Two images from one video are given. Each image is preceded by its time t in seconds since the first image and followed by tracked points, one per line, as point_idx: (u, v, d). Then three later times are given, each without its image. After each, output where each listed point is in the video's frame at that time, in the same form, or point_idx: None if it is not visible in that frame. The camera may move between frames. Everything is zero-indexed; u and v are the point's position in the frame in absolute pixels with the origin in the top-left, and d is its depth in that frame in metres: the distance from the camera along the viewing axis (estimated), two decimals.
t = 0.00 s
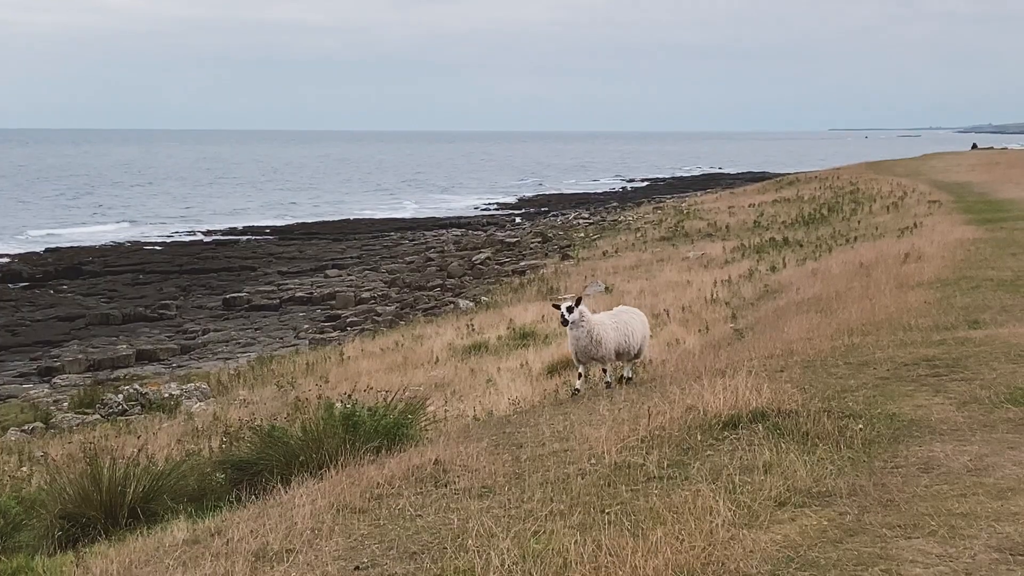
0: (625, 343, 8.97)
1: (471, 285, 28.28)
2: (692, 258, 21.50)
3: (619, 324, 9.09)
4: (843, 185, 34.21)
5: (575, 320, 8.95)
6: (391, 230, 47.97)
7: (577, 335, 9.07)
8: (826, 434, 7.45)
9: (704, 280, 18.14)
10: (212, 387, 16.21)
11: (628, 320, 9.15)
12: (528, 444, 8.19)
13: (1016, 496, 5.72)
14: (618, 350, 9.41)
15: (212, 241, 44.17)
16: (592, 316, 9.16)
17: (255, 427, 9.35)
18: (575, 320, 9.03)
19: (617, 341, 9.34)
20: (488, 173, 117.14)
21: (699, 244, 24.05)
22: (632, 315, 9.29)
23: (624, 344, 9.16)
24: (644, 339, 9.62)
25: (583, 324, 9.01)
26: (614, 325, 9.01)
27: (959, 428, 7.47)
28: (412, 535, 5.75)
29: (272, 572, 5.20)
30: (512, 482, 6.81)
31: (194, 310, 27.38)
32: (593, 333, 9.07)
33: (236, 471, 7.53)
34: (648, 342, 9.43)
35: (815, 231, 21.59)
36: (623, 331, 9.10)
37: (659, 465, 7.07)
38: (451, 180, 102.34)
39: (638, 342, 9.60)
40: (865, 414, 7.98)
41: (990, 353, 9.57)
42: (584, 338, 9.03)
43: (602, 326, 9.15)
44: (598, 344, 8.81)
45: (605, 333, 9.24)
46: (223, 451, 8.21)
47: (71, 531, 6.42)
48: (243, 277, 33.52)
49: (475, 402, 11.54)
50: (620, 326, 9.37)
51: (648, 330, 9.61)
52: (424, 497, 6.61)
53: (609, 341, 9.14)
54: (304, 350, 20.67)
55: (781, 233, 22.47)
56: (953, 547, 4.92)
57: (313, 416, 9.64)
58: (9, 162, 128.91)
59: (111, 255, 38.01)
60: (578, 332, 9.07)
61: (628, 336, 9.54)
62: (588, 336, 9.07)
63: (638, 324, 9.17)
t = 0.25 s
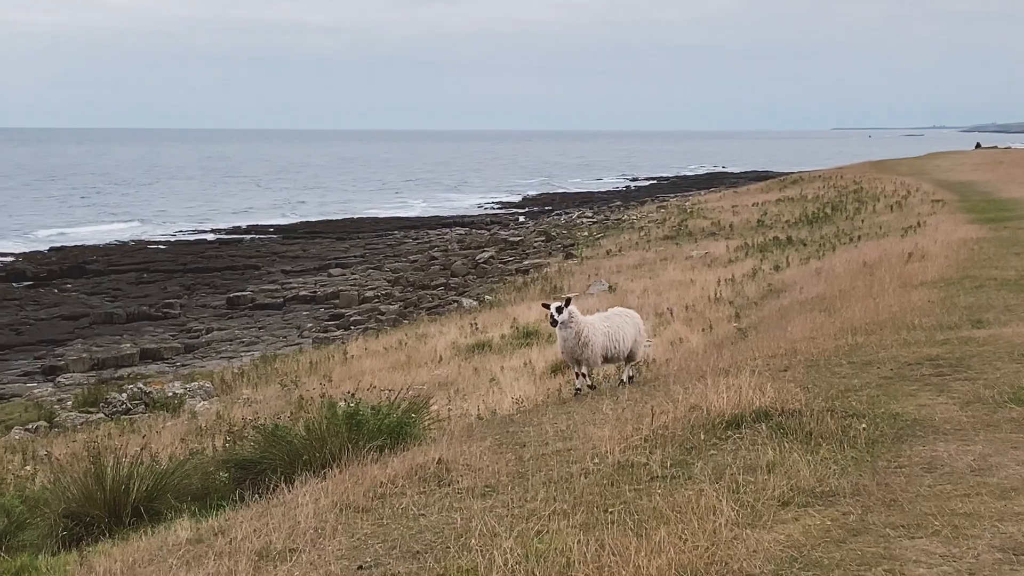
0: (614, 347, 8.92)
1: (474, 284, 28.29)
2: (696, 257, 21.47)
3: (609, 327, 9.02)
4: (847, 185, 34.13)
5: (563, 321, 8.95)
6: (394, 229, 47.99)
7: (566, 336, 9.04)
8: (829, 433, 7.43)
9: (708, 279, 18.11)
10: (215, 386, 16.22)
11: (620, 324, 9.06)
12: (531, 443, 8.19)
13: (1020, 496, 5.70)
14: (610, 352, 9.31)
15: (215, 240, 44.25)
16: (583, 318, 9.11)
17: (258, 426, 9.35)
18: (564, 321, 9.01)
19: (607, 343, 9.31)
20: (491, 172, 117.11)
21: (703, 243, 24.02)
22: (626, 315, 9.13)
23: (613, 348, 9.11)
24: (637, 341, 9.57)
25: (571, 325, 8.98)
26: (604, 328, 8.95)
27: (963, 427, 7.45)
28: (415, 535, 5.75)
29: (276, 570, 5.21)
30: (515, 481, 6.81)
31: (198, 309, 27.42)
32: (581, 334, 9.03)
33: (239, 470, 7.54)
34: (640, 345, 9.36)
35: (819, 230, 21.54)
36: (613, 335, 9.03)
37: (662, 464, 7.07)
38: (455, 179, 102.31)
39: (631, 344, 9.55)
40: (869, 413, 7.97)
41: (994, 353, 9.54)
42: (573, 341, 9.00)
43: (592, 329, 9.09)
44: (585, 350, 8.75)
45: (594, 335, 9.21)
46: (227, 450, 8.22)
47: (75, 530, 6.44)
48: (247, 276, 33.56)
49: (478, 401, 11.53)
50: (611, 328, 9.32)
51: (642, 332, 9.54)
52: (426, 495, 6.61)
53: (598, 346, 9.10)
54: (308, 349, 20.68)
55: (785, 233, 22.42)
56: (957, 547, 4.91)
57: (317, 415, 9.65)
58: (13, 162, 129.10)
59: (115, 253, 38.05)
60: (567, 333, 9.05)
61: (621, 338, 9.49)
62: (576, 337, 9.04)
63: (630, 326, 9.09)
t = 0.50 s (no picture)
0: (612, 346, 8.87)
1: (484, 281, 28.33)
2: (705, 254, 21.45)
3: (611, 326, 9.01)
4: (858, 181, 33.98)
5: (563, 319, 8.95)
6: (404, 226, 48.07)
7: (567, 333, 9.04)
8: (841, 431, 7.44)
9: (718, 276, 18.09)
10: (227, 382, 16.34)
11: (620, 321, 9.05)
12: (542, 440, 8.23)
13: None
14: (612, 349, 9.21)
15: (226, 237, 44.43)
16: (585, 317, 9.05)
17: (270, 423, 9.43)
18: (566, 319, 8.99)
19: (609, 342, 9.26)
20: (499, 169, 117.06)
21: (713, 240, 23.99)
22: (629, 315, 9.05)
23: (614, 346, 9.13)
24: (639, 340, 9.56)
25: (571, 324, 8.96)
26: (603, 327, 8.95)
27: (976, 425, 7.44)
28: (427, 531, 5.79)
29: (289, 565, 5.27)
30: (527, 477, 6.85)
31: (209, 306, 27.58)
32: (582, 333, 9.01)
33: (250, 466, 7.61)
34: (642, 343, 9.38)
35: (829, 227, 21.47)
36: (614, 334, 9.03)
37: (674, 461, 7.09)
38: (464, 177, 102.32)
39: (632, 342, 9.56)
40: (881, 410, 7.97)
41: (1007, 349, 9.50)
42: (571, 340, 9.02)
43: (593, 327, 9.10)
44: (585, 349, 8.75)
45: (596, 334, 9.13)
46: (238, 447, 8.29)
47: (88, 526, 6.50)
48: (257, 273, 33.71)
49: (489, 398, 11.58)
50: (614, 327, 9.27)
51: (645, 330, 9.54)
52: (437, 492, 6.65)
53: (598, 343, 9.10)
54: (318, 346, 20.78)
55: (795, 230, 22.35)
56: (971, 544, 4.92)
57: (328, 412, 9.70)
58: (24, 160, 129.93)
59: (126, 250, 38.30)
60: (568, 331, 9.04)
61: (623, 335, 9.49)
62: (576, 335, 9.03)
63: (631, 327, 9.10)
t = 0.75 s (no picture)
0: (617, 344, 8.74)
1: (497, 277, 28.38)
2: (720, 250, 21.42)
3: (616, 323, 8.90)
4: (873, 177, 33.78)
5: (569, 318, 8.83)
6: (417, 223, 48.20)
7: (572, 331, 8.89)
8: (857, 427, 7.45)
9: (732, 273, 18.06)
10: (241, 379, 16.49)
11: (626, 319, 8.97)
12: (557, 436, 8.29)
13: None
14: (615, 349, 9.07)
15: (240, 234, 44.68)
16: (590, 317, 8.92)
17: (284, 419, 9.53)
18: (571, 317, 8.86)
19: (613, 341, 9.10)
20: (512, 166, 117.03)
21: (727, 236, 23.93)
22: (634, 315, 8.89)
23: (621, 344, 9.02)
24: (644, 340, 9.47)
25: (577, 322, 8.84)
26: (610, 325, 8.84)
27: (992, 421, 7.44)
28: (442, 527, 5.87)
29: (304, 561, 5.36)
30: (541, 474, 6.91)
31: (223, 302, 27.80)
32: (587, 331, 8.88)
33: (265, 462, 7.72)
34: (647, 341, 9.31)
35: (844, 223, 21.38)
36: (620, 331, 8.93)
37: (689, 457, 7.14)
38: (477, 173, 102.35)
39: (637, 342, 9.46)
40: (897, 407, 7.98)
41: None
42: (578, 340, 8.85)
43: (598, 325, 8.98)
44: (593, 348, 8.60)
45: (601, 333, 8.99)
46: (252, 443, 8.40)
47: (104, 521, 6.62)
48: (271, 270, 33.92)
49: (502, 395, 11.63)
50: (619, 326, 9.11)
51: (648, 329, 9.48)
52: (452, 488, 6.73)
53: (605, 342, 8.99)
54: (332, 342, 20.91)
55: (810, 226, 22.26)
56: (987, 541, 4.94)
57: (343, 408, 9.79)
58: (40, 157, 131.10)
59: (141, 247, 38.63)
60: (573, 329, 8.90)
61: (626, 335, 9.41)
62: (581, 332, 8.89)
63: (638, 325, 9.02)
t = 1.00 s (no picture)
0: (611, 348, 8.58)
1: (515, 274, 28.45)
2: (738, 246, 21.37)
3: (623, 323, 8.76)
4: (892, 173, 33.52)
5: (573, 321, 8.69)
6: (435, 219, 48.36)
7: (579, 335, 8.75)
8: (875, 423, 7.47)
9: (750, 269, 18.02)
10: (258, 375, 16.70)
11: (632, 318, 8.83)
12: (574, 432, 8.37)
13: None
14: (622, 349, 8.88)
15: (259, 231, 45.04)
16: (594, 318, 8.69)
17: (301, 415, 9.68)
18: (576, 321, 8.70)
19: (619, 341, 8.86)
20: (530, 162, 116.97)
21: (745, 232, 23.86)
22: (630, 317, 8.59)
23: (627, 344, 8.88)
24: (649, 340, 9.36)
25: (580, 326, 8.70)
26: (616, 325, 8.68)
27: (1012, 417, 7.42)
28: (459, 523, 5.97)
29: (322, 557, 5.49)
30: (558, 470, 6.99)
31: (241, 299, 28.10)
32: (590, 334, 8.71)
33: (284, 458, 7.88)
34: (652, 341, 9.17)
35: (863, 219, 21.27)
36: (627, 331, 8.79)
37: (706, 454, 7.18)
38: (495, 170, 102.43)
39: (641, 344, 9.34)
40: (915, 403, 7.98)
41: None
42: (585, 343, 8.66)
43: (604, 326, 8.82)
44: (600, 349, 8.43)
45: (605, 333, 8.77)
46: (269, 440, 8.54)
47: (122, 517, 6.78)
48: (289, 266, 34.20)
49: (519, 391, 11.71)
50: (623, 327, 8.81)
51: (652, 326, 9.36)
52: (470, 484, 6.82)
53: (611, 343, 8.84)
54: (349, 339, 21.09)
55: (828, 222, 22.16)
56: (1006, 537, 4.97)
57: (360, 404, 9.92)
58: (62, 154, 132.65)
59: (160, 244, 39.07)
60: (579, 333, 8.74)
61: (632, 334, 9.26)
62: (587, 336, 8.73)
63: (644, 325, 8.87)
